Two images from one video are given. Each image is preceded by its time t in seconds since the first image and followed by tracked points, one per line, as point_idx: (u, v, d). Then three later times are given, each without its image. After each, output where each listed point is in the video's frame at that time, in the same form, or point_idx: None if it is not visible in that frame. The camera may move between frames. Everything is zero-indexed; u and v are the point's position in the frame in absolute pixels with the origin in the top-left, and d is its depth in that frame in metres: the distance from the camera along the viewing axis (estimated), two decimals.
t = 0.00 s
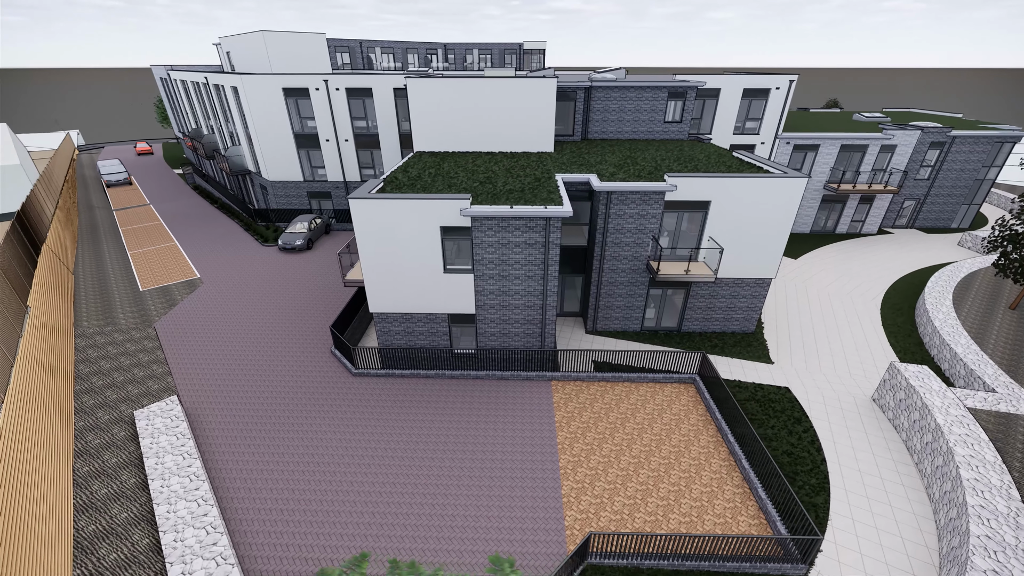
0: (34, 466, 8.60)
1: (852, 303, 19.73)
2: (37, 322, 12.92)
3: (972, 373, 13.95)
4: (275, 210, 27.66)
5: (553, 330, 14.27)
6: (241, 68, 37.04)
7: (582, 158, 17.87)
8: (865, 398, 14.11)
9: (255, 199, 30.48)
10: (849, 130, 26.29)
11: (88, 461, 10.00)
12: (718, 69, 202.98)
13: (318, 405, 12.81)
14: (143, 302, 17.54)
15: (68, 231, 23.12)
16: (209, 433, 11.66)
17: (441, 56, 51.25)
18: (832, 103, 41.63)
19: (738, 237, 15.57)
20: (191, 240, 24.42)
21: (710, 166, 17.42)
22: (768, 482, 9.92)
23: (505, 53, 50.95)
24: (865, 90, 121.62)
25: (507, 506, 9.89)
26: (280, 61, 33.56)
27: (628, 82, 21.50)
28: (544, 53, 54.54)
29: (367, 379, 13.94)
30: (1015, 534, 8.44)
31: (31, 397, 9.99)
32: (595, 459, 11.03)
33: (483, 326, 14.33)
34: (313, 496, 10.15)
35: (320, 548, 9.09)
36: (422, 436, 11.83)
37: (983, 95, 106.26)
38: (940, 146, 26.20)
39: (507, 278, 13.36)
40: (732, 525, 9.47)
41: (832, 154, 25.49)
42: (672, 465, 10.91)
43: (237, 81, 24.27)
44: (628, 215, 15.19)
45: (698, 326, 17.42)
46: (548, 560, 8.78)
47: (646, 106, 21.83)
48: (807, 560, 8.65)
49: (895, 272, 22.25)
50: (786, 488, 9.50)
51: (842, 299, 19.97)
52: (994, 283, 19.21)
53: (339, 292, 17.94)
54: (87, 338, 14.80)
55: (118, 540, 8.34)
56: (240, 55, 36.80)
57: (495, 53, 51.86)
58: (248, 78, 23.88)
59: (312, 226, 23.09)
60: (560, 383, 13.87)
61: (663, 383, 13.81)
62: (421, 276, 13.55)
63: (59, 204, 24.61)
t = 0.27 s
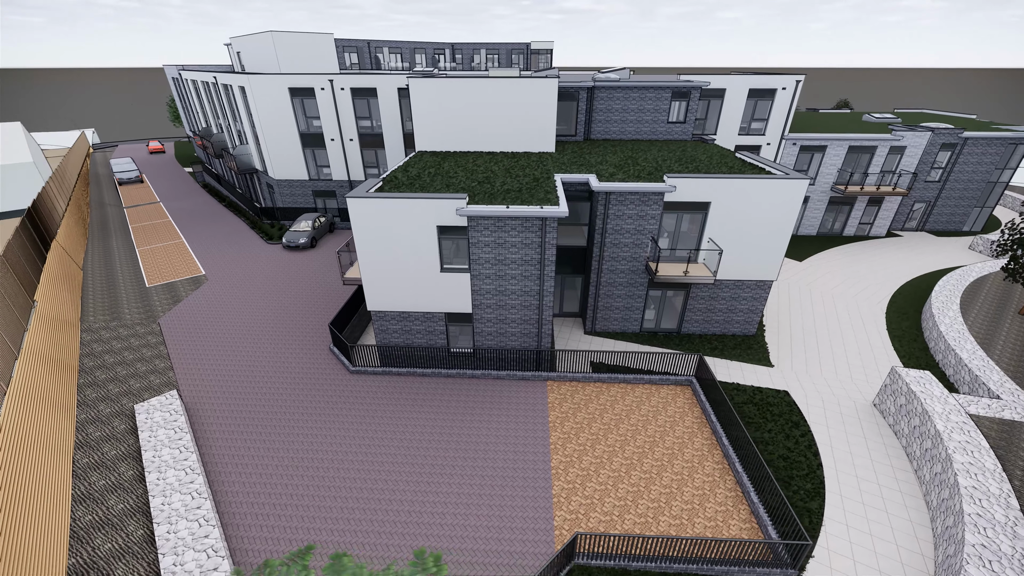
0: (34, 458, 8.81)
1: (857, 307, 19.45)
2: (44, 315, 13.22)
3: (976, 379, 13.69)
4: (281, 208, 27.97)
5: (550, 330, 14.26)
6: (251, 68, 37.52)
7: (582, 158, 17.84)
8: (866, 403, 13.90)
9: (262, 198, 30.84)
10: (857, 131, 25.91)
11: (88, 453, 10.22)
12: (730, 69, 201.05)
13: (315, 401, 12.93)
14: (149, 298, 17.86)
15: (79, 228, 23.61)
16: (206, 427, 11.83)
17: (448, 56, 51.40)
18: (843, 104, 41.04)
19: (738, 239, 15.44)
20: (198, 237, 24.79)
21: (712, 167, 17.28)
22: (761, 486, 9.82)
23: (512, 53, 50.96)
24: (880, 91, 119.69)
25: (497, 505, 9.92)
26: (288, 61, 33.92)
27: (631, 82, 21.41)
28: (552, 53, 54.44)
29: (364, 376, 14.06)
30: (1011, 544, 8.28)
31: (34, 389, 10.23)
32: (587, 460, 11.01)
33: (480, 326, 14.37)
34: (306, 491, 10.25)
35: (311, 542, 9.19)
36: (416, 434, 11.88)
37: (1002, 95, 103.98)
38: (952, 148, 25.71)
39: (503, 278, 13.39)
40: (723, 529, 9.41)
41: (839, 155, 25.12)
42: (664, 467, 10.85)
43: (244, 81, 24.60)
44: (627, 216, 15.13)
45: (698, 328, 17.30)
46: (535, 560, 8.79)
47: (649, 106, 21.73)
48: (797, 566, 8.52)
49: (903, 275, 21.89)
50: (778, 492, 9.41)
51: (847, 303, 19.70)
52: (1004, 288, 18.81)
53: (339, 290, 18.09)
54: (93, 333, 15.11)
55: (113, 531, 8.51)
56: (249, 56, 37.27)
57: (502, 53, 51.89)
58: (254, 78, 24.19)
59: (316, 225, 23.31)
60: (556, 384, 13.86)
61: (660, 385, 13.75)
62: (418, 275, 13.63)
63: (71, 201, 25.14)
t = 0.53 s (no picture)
0: (35, 448, 9.03)
1: (861, 310, 19.18)
2: (52, 309, 13.52)
3: (981, 385, 13.44)
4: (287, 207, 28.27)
5: (546, 330, 14.25)
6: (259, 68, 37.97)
7: (583, 158, 17.80)
8: (866, 408, 13.71)
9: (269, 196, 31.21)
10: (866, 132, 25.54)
11: (89, 445, 10.45)
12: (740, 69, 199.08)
13: (312, 398, 13.07)
14: (154, 294, 18.17)
15: (90, 224, 24.07)
16: (205, 422, 12.02)
17: (455, 56, 51.52)
18: (853, 104, 40.47)
19: (739, 240, 15.31)
20: (205, 235, 25.16)
21: (713, 168, 17.14)
22: (753, 490, 9.73)
23: (519, 53, 50.94)
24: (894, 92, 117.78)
25: (487, 503, 9.95)
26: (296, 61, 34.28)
27: (634, 82, 21.32)
28: (559, 53, 54.36)
29: (361, 373, 14.18)
30: (1007, 554, 8.12)
31: (39, 381, 10.48)
32: (579, 461, 10.99)
33: (477, 325, 14.40)
34: (299, 486, 10.37)
35: (301, 536, 9.29)
36: (410, 432, 11.95)
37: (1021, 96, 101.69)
38: (963, 150, 25.23)
39: (500, 278, 13.41)
40: (713, 532, 9.34)
41: (847, 156, 24.66)
42: (656, 469, 10.80)
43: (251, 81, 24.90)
44: (625, 217, 15.08)
45: (698, 330, 17.18)
46: (523, 559, 8.81)
47: (652, 106, 21.61)
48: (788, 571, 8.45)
49: (910, 279, 21.53)
50: (769, 496, 9.33)
51: (851, 306, 19.43)
52: (1014, 292, 18.41)
53: (340, 288, 18.24)
54: (98, 327, 15.41)
55: (109, 521, 8.69)
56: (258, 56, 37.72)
57: (509, 53, 51.91)
58: (261, 78, 24.49)
59: (320, 223, 23.54)
60: (552, 384, 13.84)
61: (656, 386, 13.67)
62: (415, 273, 13.71)
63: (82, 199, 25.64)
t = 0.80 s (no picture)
0: (37, 439, 9.28)
1: (866, 313, 18.90)
2: (59, 303, 13.85)
3: (985, 392, 13.20)
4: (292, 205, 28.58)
5: (543, 331, 14.25)
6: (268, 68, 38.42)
7: (583, 159, 17.78)
8: (866, 413, 13.52)
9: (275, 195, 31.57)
10: (874, 134, 25.17)
11: (89, 437, 10.67)
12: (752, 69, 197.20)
13: (309, 395, 13.22)
14: (159, 290, 18.48)
15: (100, 221, 24.54)
16: (203, 416, 12.22)
17: (462, 56, 51.64)
18: (863, 105, 39.90)
19: (738, 242, 15.18)
20: (211, 232, 25.51)
21: (715, 168, 17.01)
22: (745, 494, 9.65)
23: (526, 52, 50.90)
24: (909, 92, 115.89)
25: (477, 501, 9.99)
26: (303, 61, 34.64)
27: (637, 83, 21.25)
28: (566, 53, 54.28)
29: (358, 371, 14.30)
30: (1002, 563, 7.98)
31: (43, 374, 10.76)
32: (571, 461, 10.98)
33: (474, 324, 14.43)
34: (292, 481, 10.49)
35: (293, 530, 9.41)
36: (403, 430, 12.02)
37: None
38: (975, 151, 24.74)
39: (496, 277, 13.44)
40: (703, 536, 9.29)
41: (854, 158, 24.37)
42: (648, 471, 10.75)
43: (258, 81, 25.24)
44: (624, 217, 15.03)
45: (697, 332, 17.06)
46: (511, 558, 8.84)
47: (656, 106, 21.51)
48: None
49: (917, 282, 21.18)
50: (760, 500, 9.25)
51: (856, 310, 19.17)
52: None
53: (341, 286, 18.39)
54: (103, 322, 15.71)
55: (105, 512, 8.88)
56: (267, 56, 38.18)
57: (516, 53, 51.95)
58: (267, 78, 24.79)
59: (324, 222, 23.75)
60: (547, 384, 13.83)
61: (652, 388, 13.60)
62: (413, 272, 13.80)
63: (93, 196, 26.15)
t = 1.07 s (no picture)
0: (38, 431, 9.51)
1: (870, 317, 18.64)
2: (66, 298, 14.16)
3: (989, 398, 12.96)
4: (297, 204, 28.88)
5: (540, 331, 14.25)
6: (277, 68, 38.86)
7: (584, 159, 17.75)
8: (866, 417, 13.34)
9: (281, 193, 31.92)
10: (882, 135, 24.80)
11: (90, 429, 10.91)
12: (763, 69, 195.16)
13: (306, 391, 13.36)
14: (165, 286, 18.79)
15: (109, 218, 25.01)
16: (202, 411, 12.41)
17: (470, 56, 51.73)
18: (874, 105, 39.33)
19: (738, 243, 15.06)
20: (218, 230, 25.87)
21: (716, 169, 16.88)
22: (736, 498, 9.57)
23: (533, 53, 50.84)
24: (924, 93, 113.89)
25: (468, 500, 10.04)
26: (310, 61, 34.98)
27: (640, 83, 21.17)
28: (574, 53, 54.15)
29: (356, 368, 14.42)
30: (996, 572, 7.84)
31: (47, 367, 11.02)
32: (563, 461, 10.98)
33: (471, 323, 14.48)
34: (286, 476, 10.61)
35: (285, 524, 9.52)
36: (398, 427, 12.10)
37: None
38: (986, 153, 24.26)
39: (492, 277, 13.47)
40: (692, 538, 9.23)
41: (861, 159, 24.03)
42: (640, 472, 10.71)
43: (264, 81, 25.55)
44: (622, 218, 14.99)
45: (697, 334, 16.94)
46: (498, 557, 8.87)
47: (659, 107, 21.41)
48: None
49: (924, 286, 20.83)
50: (751, 504, 9.18)
51: (860, 313, 18.91)
52: None
53: (341, 284, 18.55)
54: (109, 317, 16.03)
55: (102, 503, 9.07)
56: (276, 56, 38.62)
57: (523, 53, 51.92)
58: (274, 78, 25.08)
59: (327, 220, 23.97)
60: (543, 384, 13.83)
61: (648, 389, 13.54)
62: (410, 271, 13.88)
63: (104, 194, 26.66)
